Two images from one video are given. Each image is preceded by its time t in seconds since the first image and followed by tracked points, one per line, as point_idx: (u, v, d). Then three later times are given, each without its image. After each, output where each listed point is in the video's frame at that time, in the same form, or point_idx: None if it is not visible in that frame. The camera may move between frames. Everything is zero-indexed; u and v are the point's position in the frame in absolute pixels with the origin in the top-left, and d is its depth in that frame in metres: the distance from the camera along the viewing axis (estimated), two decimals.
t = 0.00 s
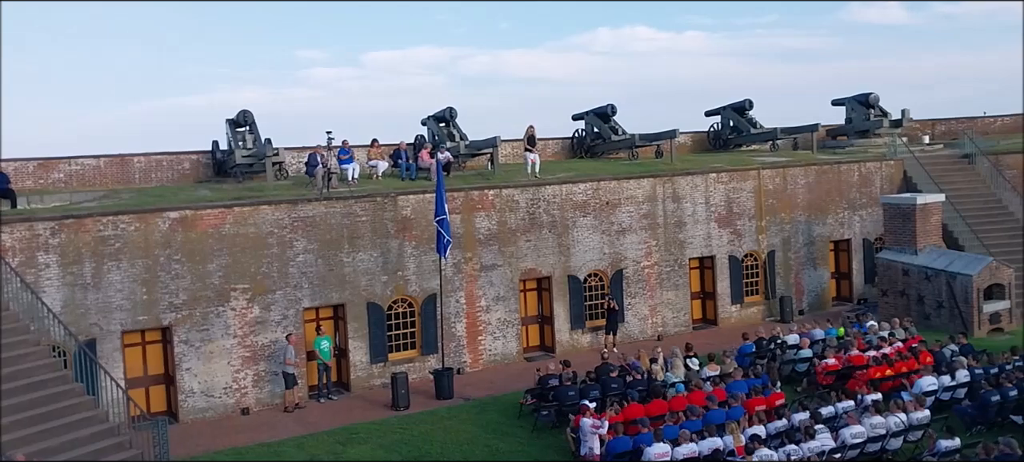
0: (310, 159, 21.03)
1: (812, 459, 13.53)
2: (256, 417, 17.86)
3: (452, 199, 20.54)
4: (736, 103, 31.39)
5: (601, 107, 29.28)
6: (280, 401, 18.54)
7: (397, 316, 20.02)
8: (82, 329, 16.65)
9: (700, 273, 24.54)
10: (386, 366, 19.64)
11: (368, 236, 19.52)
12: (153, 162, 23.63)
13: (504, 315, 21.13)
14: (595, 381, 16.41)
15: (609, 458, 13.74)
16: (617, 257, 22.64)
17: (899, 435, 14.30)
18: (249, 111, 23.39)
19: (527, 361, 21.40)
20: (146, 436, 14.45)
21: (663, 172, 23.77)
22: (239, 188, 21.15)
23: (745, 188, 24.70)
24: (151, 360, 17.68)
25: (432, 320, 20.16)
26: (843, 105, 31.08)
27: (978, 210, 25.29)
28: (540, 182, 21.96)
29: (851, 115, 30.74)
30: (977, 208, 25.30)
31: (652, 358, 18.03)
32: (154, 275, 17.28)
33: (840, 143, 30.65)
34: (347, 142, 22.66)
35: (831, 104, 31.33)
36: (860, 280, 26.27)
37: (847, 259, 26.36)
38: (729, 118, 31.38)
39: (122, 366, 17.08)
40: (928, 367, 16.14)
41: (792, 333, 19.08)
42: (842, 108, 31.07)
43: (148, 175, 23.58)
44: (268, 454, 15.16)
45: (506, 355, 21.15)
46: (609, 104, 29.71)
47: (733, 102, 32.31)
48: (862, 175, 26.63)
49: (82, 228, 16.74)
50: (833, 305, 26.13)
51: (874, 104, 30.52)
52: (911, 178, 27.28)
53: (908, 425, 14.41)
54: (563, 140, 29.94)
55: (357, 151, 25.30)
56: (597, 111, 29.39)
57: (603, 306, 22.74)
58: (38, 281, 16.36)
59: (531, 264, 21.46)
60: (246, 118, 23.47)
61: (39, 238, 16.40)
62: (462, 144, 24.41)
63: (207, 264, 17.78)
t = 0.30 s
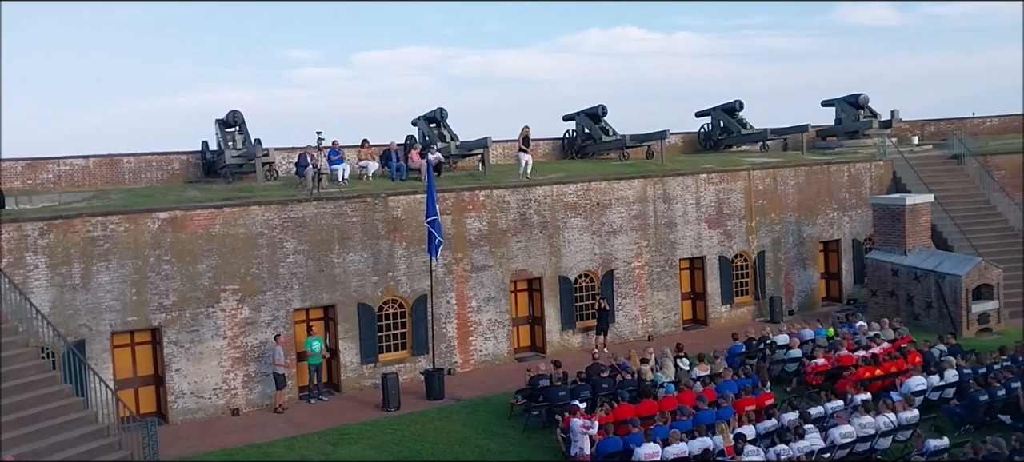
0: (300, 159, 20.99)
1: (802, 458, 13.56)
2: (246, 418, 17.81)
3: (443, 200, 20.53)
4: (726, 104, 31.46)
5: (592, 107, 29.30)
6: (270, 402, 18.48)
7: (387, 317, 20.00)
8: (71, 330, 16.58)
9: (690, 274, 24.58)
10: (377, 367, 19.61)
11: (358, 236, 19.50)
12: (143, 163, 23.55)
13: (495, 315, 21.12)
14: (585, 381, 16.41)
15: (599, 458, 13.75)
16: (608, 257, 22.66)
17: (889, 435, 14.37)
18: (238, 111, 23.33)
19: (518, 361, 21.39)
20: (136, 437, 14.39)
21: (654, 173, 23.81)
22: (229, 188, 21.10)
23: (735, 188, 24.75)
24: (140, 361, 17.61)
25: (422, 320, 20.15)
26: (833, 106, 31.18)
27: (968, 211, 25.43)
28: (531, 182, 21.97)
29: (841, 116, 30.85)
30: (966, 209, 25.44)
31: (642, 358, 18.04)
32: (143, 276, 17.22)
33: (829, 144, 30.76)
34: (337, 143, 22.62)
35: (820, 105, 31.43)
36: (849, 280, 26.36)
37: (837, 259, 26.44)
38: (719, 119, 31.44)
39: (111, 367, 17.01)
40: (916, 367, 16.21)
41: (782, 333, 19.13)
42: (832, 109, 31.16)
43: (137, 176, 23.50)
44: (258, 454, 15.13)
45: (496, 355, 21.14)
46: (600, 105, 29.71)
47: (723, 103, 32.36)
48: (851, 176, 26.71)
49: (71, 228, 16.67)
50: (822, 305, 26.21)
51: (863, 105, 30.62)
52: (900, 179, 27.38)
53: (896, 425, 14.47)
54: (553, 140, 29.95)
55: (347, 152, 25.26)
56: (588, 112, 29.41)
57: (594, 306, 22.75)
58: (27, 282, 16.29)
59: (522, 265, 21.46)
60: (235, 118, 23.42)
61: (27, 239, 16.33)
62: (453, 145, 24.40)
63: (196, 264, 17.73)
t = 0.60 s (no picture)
0: (287, 157, 20.90)
1: (789, 454, 13.61)
2: (234, 416, 17.74)
3: (432, 197, 20.51)
4: (714, 102, 31.53)
5: (581, 105, 29.32)
6: (258, 400, 18.42)
7: (376, 314, 19.96)
8: (56, 329, 16.47)
9: (678, 271, 24.64)
10: (365, 365, 19.57)
11: (346, 234, 19.45)
12: (129, 160, 23.41)
13: (484, 313, 21.11)
14: (574, 378, 16.42)
15: (588, 455, 13.77)
16: (597, 255, 22.69)
17: (875, 430, 14.46)
18: (226, 109, 23.21)
19: (507, 359, 21.39)
20: (122, 436, 14.31)
21: (642, 171, 23.84)
22: (216, 186, 21.00)
23: (723, 186, 24.81)
24: (127, 359, 17.52)
25: (411, 318, 20.11)
26: (820, 103, 31.30)
27: (953, 208, 25.58)
28: (520, 180, 21.96)
29: (828, 114, 30.97)
30: (951, 206, 25.58)
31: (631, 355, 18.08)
32: (130, 274, 17.12)
33: (817, 141, 30.88)
34: (325, 140, 22.55)
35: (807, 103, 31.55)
36: (836, 277, 26.48)
37: (823, 256, 26.56)
38: (707, 116, 31.51)
39: (97, 366, 16.91)
40: (903, 363, 16.30)
41: (769, 329, 19.20)
42: (819, 106, 31.28)
43: (123, 173, 23.36)
44: (246, 453, 15.09)
45: (485, 353, 21.13)
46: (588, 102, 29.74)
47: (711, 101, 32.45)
48: (838, 173, 26.82)
49: (56, 227, 16.55)
50: (809, 302, 26.32)
51: (850, 102, 30.76)
52: (886, 176, 27.52)
53: (883, 421, 14.56)
54: (542, 138, 29.96)
55: (335, 149, 25.19)
56: (576, 110, 29.42)
57: (583, 304, 22.77)
58: (11, 280, 16.17)
59: (511, 263, 21.45)
60: (222, 115, 23.30)
61: (12, 237, 16.20)
62: (441, 142, 24.35)
63: (183, 262, 17.64)
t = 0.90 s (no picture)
0: (271, 154, 20.77)
1: (774, 450, 13.60)
2: (218, 416, 17.62)
3: (418, 195, 20.45)
4: (699, 100, 31.60)
5: (567, 103, 29.32)
6: (242, 400, 18.30)
7: (361, 313, 19.87)
8: (37, 328, 16.30)
9: (663, 268, 24.69)
10: (350, 364, 19.49)
11: (331, 232, 19.35)
12: (111, 158, 23.21)
13: (470, 311, 21.06)
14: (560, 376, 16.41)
15: (574, 452, 13.74)
16: (583, 252, 22.68)
17: (858, 426, 14.52)
18: (209, 107, 23.07)
19: (493, 357, 21.35)
20: (104, 436, 14.19)
21: (628, 168, 23.86)
22: (199, 184, 20.86)
23: (708, 183, 24.86)
24: (109, 359, 17.38)
25: (396, 317, 20.04)
26: (804, 101, 31.42)
27: (936, 205, 25.72)
28: (506, 178, 21.92)
29: (812, 112, 31.11)
30: (934, 204, 25.73)
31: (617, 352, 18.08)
32: (112, 273, 16.97)
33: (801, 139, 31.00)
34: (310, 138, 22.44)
35: (791, 101, 31.66)
36: (819, 274, 26.60)
37: (807, 253, 26.67)
38: (692, 114, 31.58)
39: (79, 366, 16.75)
40: (886, 360, 16.37)
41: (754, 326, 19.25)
42: (803, 104, 31.40)
43: (106, 172, 23.17)
44: (230, 453, 14.99)
45: (472, 351, 21.08)
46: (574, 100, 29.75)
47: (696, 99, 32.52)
48: (822, 171, 26.92)
49: (36, 225, 16.38)
50: (793, 299, 26.43)
51: (834, 100, 30.91)
52: (869, 174, 27.66)
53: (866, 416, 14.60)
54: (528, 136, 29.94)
55: (319, 147, 25.07)
56: (562, 107, 29.42)
57: (568, 301, 22.76)
58: None
59: (497, 261, 21.41)
60: (206, 113, 23.15)
61: None
62: (427, 140, 24.28)
63: (166, 261, 17.51)
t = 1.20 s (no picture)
0: (252, 151, 20.64)
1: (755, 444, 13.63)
2: (199, 415, 17.51)
3: (400, 192, 20.40)
4: (681, 97, 31.69)
5: (549, 100, 29.32)
6: (223, 399, 18.19)
7: (343, 311, 19.79)
8: (15, 328, 16.13)
9: (646, 265, 24.75)
10: (333, 362, 19.42)
11: (312, 230, 19.26)
12: (89, 156, 22.99)
13: (453, 308, 21.02)
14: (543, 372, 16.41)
15: (557, 449, 13.74)
16: (566, 249, 22.69)
17: (839, 420, 14.61)
18: (189, 104, 22.89)
19: (476, 354, 21.33)
20: (83, 436, 14.06)
21: (610, 165, 23.89)
22: (179, 182, 20.71)
23: (690, 180, 24.92)
24: (88, 358, 17.23)
25: (379, 315, 19.97)
26: (784, 98, 31.57)
27: (915, 201, 25.91)
28: (489, 175, 21.90)
29: (792, 109, 31.27)
30: (913, 200, 25.91)
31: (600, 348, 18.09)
32: (91, 272, 16.82)
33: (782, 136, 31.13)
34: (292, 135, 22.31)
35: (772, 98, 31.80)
36: (800, 269, 26.75)
37: (788, 249, 26.81)
38: (674, 111, 31.66)
39: (58, 366, 16.59)
40: (866, 354, 16.47)
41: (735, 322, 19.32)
42: (783, 101, 31.55)
43: (84, 169, 22.95)
44: (212, 451, 14.90)
45: (455, 348, 21.04)
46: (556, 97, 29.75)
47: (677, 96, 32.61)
48: (802, 167, 27.05)
49: (13, 224, 16.21)
50: (775, 294, 26.57)
51: (814, 98, 31.08)
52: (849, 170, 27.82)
53: (847, 411, 14.69)
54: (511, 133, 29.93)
55: (300, 144, 24.94)
56: (544, 104, 29.42)
57: (551, 298, 22.76)
58: None
59: (480, 258, 21.38)
60: (185, 110, 22.98)
61: None
62: (409, 137, 24.20)
63: (146, 260, 17.37)
